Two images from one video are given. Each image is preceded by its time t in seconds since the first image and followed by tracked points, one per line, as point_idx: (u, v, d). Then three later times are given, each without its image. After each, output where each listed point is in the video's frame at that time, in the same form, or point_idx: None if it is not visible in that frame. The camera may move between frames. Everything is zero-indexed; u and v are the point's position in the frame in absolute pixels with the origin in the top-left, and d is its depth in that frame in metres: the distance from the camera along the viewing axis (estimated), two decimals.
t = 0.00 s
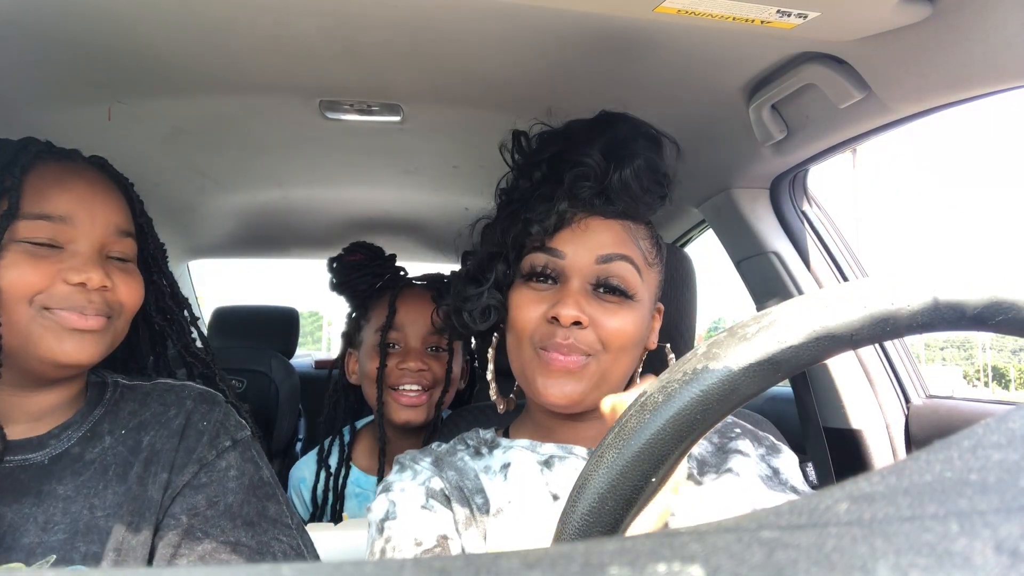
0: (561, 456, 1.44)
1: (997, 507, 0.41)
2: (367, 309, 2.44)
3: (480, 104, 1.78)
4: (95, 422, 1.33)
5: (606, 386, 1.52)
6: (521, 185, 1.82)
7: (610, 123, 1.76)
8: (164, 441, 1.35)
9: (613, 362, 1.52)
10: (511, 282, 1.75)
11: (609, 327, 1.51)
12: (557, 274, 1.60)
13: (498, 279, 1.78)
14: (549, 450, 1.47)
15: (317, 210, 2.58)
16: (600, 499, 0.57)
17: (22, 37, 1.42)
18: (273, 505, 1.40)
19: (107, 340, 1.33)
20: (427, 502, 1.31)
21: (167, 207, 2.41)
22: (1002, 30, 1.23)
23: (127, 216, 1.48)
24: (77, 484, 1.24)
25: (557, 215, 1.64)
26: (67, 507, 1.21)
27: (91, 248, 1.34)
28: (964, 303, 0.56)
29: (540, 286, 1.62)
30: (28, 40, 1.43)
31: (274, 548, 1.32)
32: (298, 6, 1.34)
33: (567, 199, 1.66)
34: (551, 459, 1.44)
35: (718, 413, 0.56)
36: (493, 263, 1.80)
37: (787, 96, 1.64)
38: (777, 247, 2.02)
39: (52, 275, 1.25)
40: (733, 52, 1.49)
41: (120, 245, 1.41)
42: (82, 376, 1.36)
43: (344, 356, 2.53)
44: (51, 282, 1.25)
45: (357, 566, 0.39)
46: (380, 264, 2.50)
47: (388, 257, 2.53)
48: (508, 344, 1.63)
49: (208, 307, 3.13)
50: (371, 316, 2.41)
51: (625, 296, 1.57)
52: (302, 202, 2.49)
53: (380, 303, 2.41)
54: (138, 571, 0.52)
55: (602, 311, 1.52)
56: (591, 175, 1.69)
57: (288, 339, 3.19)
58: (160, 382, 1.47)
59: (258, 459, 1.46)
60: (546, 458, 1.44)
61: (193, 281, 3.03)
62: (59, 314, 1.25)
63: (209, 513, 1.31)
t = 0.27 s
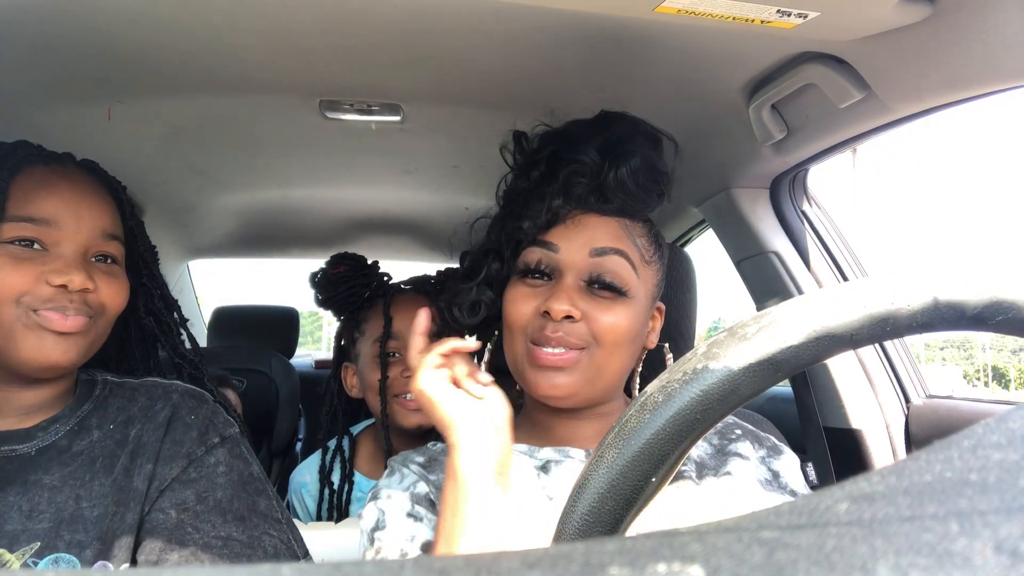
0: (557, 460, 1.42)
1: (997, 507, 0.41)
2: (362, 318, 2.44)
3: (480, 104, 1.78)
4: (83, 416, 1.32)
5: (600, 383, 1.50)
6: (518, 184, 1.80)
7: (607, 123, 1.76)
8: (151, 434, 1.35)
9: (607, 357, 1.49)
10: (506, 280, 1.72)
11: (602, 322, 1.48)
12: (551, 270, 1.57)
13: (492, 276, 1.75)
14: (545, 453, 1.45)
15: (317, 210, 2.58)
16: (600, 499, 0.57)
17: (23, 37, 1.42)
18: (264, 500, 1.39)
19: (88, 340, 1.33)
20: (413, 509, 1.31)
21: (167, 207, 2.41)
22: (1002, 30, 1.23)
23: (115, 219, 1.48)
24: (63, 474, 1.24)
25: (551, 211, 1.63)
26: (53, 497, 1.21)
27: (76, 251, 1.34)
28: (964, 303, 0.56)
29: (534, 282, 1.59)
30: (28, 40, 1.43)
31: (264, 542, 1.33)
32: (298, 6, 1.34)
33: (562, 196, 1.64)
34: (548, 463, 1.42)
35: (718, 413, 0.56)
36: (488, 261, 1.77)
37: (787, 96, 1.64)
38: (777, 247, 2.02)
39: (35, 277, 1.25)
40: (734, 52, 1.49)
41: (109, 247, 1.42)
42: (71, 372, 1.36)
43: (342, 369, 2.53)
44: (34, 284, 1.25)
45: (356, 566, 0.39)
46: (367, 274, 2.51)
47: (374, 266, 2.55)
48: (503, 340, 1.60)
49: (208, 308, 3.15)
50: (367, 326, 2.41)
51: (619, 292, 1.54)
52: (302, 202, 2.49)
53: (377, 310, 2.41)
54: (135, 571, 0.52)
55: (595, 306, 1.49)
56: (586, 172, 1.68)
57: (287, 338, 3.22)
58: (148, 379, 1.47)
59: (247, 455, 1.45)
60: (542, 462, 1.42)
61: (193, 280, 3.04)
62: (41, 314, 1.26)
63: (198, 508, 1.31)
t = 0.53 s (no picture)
0: (550, 460, 1.42)
1: (997, 508, 0.41)
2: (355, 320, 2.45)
3: (480, 104, 1.79)
4: (81, 413, 1.33)
5: (600, 388, 1.50)
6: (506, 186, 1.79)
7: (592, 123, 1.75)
8: (148, 431, 1.35)
9: (607, 363, 1.49)
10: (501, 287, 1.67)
11: (601, 328, 1.48)
12: (548, 276, 1.55)
13: (489, 283, 1.68)
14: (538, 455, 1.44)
15: (317, 210, 2.58)
16: (600, 500, 0.57)
17: (23, 37, 1.42)
18: (262, 496, 1.40)
19: (76, 338, 1.32)
20: (406, 515, 1.32)
21: (167, 207, 2.41)
22: (1002, 30, 1.23)
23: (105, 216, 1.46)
24: (63, 471, 1.24)
25: (547, 216, 1.60)
26: (53, 495, 1.22)
27: (63, 248, 1.33)
28: (964, 303, 0.56)
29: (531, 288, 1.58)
30: (28, 40, 1.43)
31: (264, 538, 1.33)
32: (299, 6, 1.34)
33: (557, 201, 1.62)
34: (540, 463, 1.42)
35: (718, 413, 0.56)
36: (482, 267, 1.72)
37: (787, 96, 1.64)
38: (776, 247, 2.02)
39: (23, 275, 1.24)
40: (734, 52, 1.49)
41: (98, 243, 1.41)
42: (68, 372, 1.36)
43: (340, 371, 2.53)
44: (22, 283, 1.24)
45: (356, 566, 0.38)
46: (359, 274, 2.51)
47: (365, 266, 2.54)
48: (500, 347, 1.58)
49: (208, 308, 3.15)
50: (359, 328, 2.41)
51: (617, 297, 1.54)
52: (302, 202, 2.49)
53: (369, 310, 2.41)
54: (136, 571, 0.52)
55: (594, 313, 1.49)
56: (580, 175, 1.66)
57: (287, 339, 3.21)
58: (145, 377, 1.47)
59: (247, 451, 1.46)
60: (536, 462, 1.42)
61: (193, 281, 3.04)
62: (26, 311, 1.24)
63: (198, 504, 1.31)
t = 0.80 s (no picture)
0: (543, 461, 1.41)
1: (997, 508, 0.41)
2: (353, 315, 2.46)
3: (480, 104, 1.79)
4: (87, 411, 1.33)
5: (580, 389, 1.49)
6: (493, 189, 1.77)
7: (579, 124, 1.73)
8: (153, 430, 1.35)
9: (584, 364, 1.48)
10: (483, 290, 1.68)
11: (577, 330, 1.46)
12: (525, 278, 1.54)
13: (469, 286, 1.71)
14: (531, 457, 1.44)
15: (317, 210, 2.58)
16: (599, 499, 0.57)
17: (23, 37, 1.42)
18: (266, 497, 1.39)
19: (74, 337, 1.31)
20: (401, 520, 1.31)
21: (167, 207, 2.41)
22: (1002, 30, 1.23)
23: (101, 215, 1.45)
24: (68, 470, 1.25)
25: (523, 219, 1.59)
26: (58, 493, 1.22)
27: (57, 247, 1.32)
28: (964, 303, 0.56)
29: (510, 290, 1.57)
30: (28, 40, 1.43)
31: (267, 537, 1.33)
32: (299, 6, 1.34)
33: (534, 202, 1.60)
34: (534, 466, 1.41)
35: (718, 413, 0.56)
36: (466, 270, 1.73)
37: (787, 96, 1.64)
38: (776, 247, 2.02)
39: (11, 275, 1.24)
40: (734, 52, 1.49)
41: (95, 241, 1.40)
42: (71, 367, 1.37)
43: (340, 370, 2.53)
44: (10, 282, 1.24)
45: (356, 566, 0.38)
46: (354, 271, 2.55)
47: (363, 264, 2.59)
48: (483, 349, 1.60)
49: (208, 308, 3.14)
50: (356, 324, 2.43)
51: (595, 298, 1.52)
52: (302, 202, 2.49)
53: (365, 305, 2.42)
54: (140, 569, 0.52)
55: (569, 314, 1.48)
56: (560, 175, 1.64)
57: (287, 339, 3.20)
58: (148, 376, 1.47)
59: (250, 451, 1.45)
60: (528, 463, 1.41)
61: (193, 281, 3.04)
62: (18, 311, 1.24)
63: (202, 502, 1.31)
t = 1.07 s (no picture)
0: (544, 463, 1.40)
1: (997, 508, 0.41)
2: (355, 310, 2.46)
3: (480, 104, 1.79)
4: (90, 412, 1.33)
5: (602, 387, 1.49)
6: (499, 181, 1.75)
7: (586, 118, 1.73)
8: (156, 431, 1.35)
9: (610, 361, 1.48)
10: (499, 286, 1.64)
11: (606, 326, 1.47)
12: (550, 274, 1.53)
13: (486, 282, 1.64)
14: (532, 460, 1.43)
15: (317, 210, 2.58)
16: (600, 500, 0.57)
17: (23, 37, 1.42)
18: (267, 498, 1.41)
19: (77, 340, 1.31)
20: (392, 525, 1.29)
21: (167, 207, 2.41)
22: (1002, 29, 1.23)
23: (105, 215, 1.45)
24: (71, 470, 1.25)
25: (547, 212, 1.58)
26: (60, 493, 1.22)
27: (62, 248, 1.32)
28: (964, 303, 0.56)
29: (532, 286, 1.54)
30: (28, 40, 1.43)
31: (267, 540, 1.34)
32: (299, 6, 1.34)
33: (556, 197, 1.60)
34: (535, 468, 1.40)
35: (718, 413, 0.56)
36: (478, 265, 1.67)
37: (787, 96, 1.64)
38: (776, 247, 2.02)
39: (15, 277, 1.24)
40: (734, 52, 1.49)
41: (100, 243, 1.40)
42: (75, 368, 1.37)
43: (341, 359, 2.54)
44: (14, 284, 1.24)
45: (356, 566, 0.38)
46: (358, 267, 2.56)
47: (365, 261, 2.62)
48: (500, 349, 1.55)
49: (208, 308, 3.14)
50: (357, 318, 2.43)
51: (618, 293, 1.53)
52: (302, 202, 2.49)
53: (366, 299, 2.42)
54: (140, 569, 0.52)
55: (597, 310, 1.48)
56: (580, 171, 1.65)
57: (287, 340, 3.15)
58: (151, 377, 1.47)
59: (251, 454, 1.46)
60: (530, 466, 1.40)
61: (193, 280, 3.04)
62: (22, 312, 1.24)
63: (203, 504, 1.31)
